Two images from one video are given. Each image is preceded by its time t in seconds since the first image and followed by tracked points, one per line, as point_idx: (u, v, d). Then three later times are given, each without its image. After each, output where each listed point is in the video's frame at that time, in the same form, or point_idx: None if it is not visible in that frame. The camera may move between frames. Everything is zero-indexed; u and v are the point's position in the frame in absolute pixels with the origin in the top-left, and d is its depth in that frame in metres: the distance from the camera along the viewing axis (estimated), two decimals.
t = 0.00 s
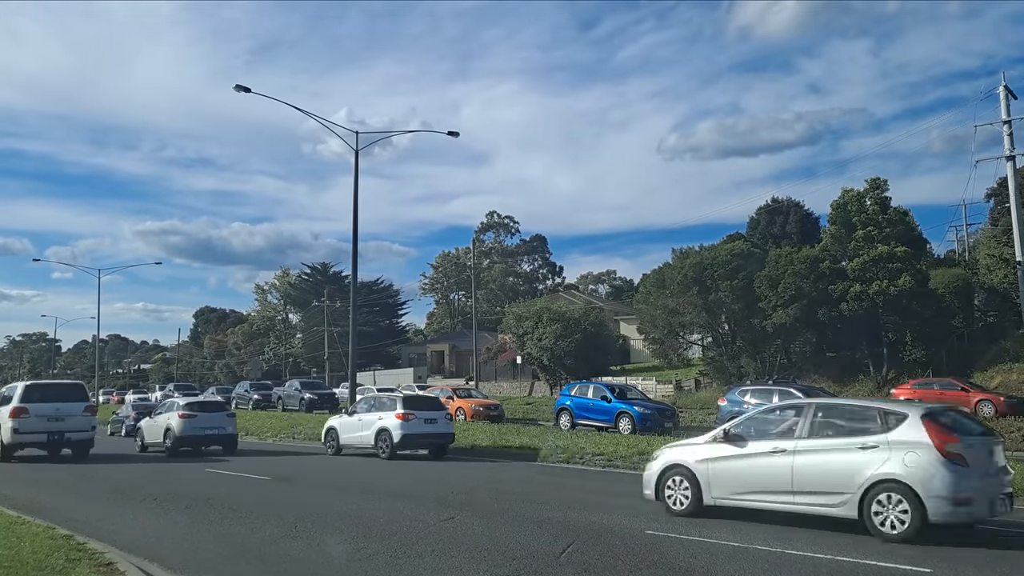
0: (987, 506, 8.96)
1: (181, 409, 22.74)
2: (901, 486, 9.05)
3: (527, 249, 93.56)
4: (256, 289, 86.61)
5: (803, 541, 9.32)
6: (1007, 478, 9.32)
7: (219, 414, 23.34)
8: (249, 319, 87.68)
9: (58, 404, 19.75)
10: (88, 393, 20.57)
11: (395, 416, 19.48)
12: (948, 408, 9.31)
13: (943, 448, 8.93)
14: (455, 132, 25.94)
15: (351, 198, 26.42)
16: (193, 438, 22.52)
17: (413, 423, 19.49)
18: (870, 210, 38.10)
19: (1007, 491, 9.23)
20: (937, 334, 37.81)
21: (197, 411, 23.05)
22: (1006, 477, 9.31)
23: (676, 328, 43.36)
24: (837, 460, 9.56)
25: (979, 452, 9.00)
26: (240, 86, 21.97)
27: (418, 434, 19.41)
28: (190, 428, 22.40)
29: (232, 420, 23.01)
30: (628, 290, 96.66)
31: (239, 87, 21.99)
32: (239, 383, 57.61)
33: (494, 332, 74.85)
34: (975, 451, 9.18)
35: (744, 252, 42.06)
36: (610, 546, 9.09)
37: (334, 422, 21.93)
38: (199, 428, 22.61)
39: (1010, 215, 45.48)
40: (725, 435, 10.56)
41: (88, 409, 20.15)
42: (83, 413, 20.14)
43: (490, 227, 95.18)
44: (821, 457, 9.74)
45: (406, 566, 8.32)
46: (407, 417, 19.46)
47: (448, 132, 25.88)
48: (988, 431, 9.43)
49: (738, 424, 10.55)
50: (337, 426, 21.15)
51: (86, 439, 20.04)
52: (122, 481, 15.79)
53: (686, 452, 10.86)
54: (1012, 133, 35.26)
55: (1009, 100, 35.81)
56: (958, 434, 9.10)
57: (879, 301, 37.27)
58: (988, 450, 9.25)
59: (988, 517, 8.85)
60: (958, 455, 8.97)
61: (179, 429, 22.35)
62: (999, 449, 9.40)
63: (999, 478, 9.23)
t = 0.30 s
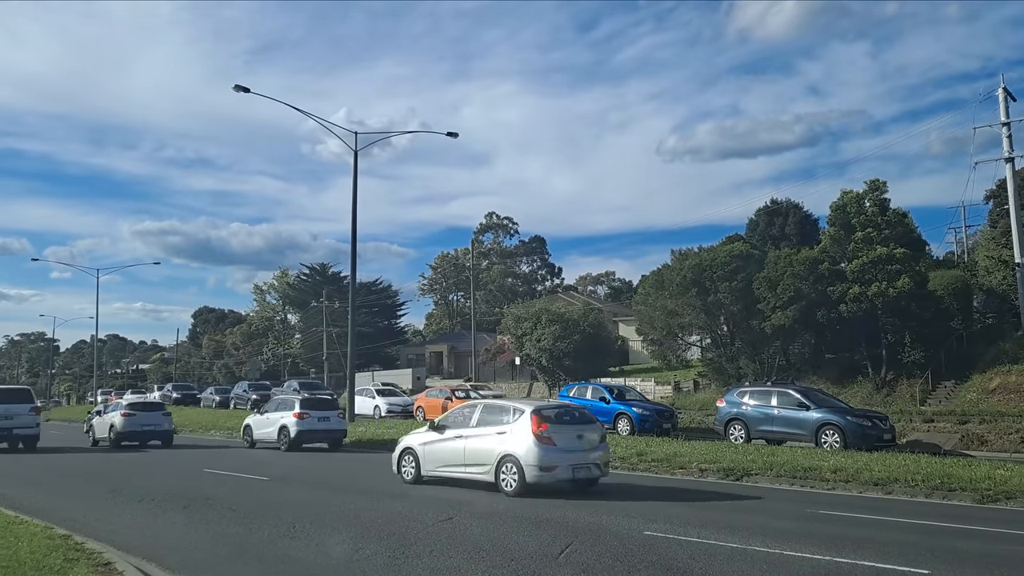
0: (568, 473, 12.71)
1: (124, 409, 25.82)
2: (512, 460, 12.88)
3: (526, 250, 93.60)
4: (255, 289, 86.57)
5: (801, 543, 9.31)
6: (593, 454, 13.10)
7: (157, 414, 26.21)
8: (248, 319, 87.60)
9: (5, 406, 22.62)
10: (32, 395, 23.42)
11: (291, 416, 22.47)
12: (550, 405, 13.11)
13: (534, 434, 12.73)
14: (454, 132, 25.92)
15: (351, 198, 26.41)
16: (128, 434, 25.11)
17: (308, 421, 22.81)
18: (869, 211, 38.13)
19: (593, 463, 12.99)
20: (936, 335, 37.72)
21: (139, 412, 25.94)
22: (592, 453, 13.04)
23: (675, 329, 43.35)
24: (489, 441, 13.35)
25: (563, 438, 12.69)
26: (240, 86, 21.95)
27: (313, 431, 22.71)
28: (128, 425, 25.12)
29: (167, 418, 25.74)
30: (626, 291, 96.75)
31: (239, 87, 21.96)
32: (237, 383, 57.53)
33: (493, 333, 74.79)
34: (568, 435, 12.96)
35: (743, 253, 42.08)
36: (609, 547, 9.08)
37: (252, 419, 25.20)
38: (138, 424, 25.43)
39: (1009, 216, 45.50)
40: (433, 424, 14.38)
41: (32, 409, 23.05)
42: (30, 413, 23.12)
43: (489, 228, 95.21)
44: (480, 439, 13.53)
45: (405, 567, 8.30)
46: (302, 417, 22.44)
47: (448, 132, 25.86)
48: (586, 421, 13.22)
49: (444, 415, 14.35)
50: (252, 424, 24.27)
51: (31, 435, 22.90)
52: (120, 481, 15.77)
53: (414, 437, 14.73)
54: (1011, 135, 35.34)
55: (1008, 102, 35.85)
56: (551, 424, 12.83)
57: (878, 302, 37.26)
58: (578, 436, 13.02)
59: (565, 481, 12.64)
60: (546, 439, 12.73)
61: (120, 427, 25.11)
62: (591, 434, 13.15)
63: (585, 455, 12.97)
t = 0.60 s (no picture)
0: (361, 454, 16.78)
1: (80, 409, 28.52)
2: (321, 446, 16.95)
3: (524, 250, 93.61)
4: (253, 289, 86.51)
5: (799, 545, 9.30)
6: (386, 440, 17.18)
7: (111, 412, 29.32)
8: (246, 319, 87.57)
9: None
10: None
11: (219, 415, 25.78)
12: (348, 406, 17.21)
13: (333, 427, 16.81)
14: (454, 132, 25.92)
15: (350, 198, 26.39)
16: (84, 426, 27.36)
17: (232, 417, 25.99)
18: (868, 213, 38.18)
19: (384, 448, 17.07)
20: (933, 337, 37.67)
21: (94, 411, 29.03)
22: (384, 439, 17.12)
23: (673, 330, 43.39)
24: (311, 432, 17.37)
25: (356, 428, 16.75)
26: (239, 86, 21.93)
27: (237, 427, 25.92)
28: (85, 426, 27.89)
29: (119, 416, 28.80)
30: (625, 292, 96.83)
31: (238, 87, 21.96)
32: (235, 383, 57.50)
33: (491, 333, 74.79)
34: (362, 426, 17.05)
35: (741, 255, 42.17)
36: (606, 548, 9.08)
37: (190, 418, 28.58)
38: (92, 423, 28.50)
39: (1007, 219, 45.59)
40: (275, 419, 18.35)
41: None
42: None
43: (488, 228, 95.24)
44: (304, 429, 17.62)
45: (402, 567, 8.30)
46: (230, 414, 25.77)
47: (447, 132, 25.87)
48: (380, 417, 17.28)
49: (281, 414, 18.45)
50: (185, 420, 27.49)
51: None
52: (116, 481, 15.75)
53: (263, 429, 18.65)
54: (1009, 138, 35.38)
55: (1006, 105, 35.95)
56: (350, 418, 16.89)
57: (876, 304, 37.28)
58: (372, 428, 17.10)
59: (358, 460, 16.66)
60: (344, 429, 16.84)
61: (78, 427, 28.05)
62: (384, 426, 17.24)
63: (377, 440, 17.02)
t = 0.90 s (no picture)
0: (237, 443, 20.27)
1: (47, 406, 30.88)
2: (204, 438, 20.41)
3: (522, 251, 93.59)
4: (250, 288, 86.41)
5: (795, 547, 9.28)
6: (259, 432, 20.65)
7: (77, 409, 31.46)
8: (243, 318, 87.47)
9: None
10: None
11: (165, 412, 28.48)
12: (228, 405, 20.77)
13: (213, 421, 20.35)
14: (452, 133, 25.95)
15: (348, 198, 26.38)
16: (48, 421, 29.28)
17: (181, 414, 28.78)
18: (865, 215, 38.19)
19: (257, 438, 20.51)
20: (930, 340, 37.74)
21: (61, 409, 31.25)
22: (257, 431, 20.60)
23: (670, 331, 43.42)
24: (200, 425, 20.81)
25: (232, 422, 20.29)
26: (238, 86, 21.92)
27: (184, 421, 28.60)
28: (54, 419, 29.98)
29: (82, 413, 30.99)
30: (622, 293, 96.91)
31: (237, 87, 21.95)
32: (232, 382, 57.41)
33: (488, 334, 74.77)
34: (239, 422, 20.53)
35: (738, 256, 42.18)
36: (603, 549, 9.09)
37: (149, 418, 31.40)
38: (58, 419, 30.77)
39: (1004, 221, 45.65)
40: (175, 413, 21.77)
41: None
42: None
43: (485, 229, 95.23)
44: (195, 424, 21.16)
45: (399, 567, 8.28)
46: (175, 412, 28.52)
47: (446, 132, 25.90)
48: (255, 414, 20.75)
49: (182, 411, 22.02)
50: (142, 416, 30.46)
51: None
52: (112, 480, 15.70)
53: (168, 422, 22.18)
54: (1007, 141, 35.44)
55: (1004, 108, 36.02)
56: (228, 414, 20.42)
57: (873, 306, 37.29)
58: (247, 422, 20.58)
59: (232, 449, 20.19)
60: (223, 422, 20.35)
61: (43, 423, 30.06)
62: (258, 421, 20.70)
63: (251, 433, 20.51)
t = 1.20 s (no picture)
0: (156, 436, 23.24)
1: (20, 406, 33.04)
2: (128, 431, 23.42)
3: (519, 252, 93.61)
4: (247, 288, 86.32)
5: (790, 548, 9.30)
6: (176, 427, 23.65)
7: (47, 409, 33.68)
8: (239, 318, 87.35)
9: None
10: None
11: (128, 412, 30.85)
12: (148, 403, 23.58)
13: (135, 419, 23.20)
14: (449, 134, 25.97)
15: (345, 199, 26.39)
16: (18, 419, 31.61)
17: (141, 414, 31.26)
18: (862, 218, 38.30)
19: (174, 432, 23.63)
20: (926, 342, 37.85)
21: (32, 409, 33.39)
22: (175, 427, 23.59)
23: (667, 333, 43.48)
24: (126, 421, 23.81)
25: (152, 418, 23.27)
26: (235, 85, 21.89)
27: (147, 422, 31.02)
28: (25, 416, 33.14)
29: (52, 412, 33.15)
30: (619, 294, 97.03)
31: (234, 87, 21.92)
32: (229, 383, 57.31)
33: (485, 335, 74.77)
34: (158, 418, 23.49)
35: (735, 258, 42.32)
36: (599, 550, 9.11)
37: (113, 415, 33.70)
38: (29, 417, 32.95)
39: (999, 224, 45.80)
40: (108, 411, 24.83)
41: None
42: None
43: (482, 230, 95.25)
44: (121, 420, 24.11)
45: (394, 568, 8.27)
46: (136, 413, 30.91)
47: (443, 134, 25.92)
48: (172, 412, 23.73)
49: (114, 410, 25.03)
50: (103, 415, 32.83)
51: None
52: (107, 480, 15.69)
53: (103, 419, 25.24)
54: (1003, 144, 35.53)
55: (1000, 111, 36.12)
56: (149, 412, 23.43)
57: (869, 309, 37.37)
58: (165, 419, 23.56)
59: (151, 441, 23.16)
60: (143, 419, 23.32)
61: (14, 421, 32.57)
62: (175, 418, 23.71)
63: (169, 429, 23.48)
